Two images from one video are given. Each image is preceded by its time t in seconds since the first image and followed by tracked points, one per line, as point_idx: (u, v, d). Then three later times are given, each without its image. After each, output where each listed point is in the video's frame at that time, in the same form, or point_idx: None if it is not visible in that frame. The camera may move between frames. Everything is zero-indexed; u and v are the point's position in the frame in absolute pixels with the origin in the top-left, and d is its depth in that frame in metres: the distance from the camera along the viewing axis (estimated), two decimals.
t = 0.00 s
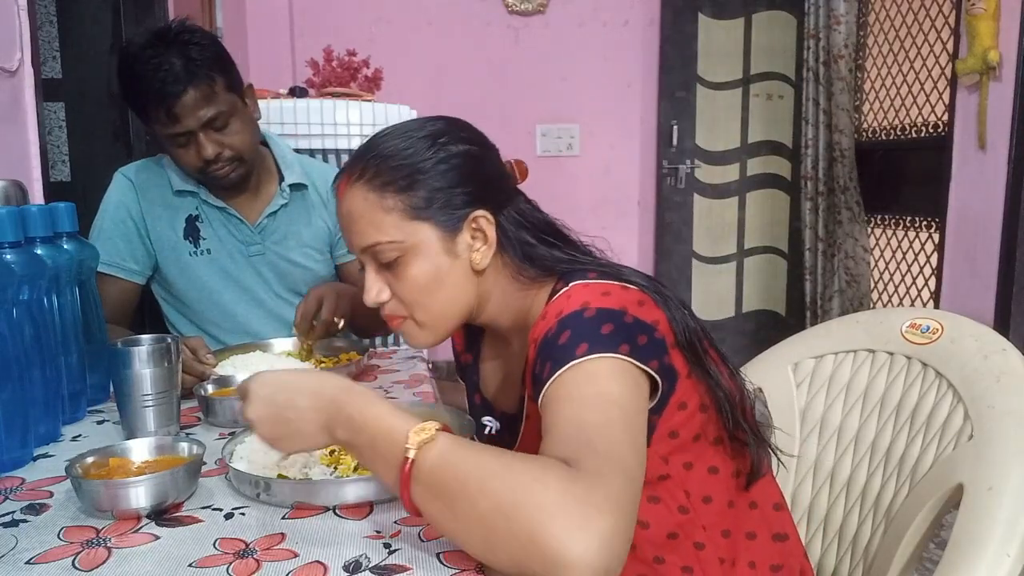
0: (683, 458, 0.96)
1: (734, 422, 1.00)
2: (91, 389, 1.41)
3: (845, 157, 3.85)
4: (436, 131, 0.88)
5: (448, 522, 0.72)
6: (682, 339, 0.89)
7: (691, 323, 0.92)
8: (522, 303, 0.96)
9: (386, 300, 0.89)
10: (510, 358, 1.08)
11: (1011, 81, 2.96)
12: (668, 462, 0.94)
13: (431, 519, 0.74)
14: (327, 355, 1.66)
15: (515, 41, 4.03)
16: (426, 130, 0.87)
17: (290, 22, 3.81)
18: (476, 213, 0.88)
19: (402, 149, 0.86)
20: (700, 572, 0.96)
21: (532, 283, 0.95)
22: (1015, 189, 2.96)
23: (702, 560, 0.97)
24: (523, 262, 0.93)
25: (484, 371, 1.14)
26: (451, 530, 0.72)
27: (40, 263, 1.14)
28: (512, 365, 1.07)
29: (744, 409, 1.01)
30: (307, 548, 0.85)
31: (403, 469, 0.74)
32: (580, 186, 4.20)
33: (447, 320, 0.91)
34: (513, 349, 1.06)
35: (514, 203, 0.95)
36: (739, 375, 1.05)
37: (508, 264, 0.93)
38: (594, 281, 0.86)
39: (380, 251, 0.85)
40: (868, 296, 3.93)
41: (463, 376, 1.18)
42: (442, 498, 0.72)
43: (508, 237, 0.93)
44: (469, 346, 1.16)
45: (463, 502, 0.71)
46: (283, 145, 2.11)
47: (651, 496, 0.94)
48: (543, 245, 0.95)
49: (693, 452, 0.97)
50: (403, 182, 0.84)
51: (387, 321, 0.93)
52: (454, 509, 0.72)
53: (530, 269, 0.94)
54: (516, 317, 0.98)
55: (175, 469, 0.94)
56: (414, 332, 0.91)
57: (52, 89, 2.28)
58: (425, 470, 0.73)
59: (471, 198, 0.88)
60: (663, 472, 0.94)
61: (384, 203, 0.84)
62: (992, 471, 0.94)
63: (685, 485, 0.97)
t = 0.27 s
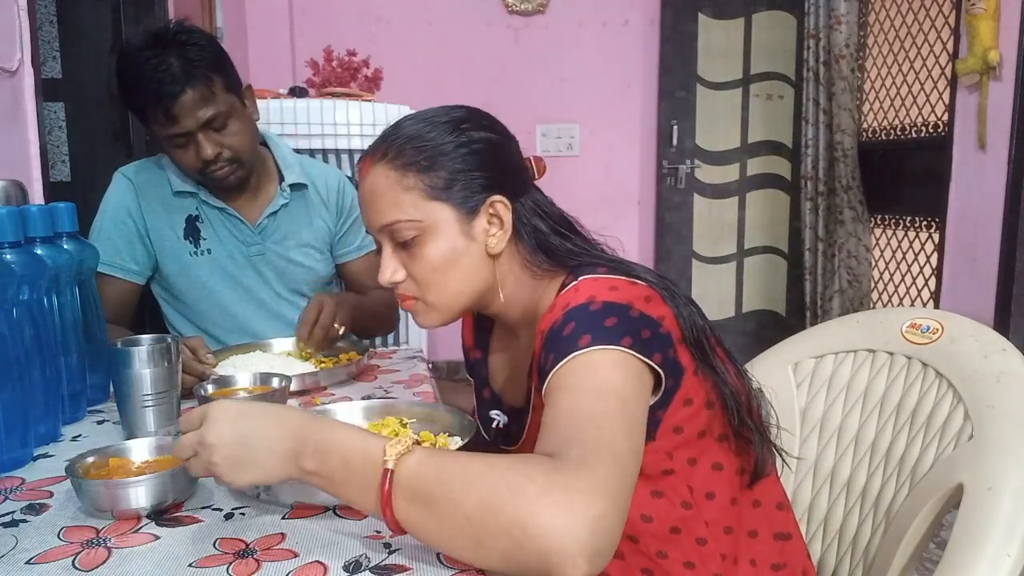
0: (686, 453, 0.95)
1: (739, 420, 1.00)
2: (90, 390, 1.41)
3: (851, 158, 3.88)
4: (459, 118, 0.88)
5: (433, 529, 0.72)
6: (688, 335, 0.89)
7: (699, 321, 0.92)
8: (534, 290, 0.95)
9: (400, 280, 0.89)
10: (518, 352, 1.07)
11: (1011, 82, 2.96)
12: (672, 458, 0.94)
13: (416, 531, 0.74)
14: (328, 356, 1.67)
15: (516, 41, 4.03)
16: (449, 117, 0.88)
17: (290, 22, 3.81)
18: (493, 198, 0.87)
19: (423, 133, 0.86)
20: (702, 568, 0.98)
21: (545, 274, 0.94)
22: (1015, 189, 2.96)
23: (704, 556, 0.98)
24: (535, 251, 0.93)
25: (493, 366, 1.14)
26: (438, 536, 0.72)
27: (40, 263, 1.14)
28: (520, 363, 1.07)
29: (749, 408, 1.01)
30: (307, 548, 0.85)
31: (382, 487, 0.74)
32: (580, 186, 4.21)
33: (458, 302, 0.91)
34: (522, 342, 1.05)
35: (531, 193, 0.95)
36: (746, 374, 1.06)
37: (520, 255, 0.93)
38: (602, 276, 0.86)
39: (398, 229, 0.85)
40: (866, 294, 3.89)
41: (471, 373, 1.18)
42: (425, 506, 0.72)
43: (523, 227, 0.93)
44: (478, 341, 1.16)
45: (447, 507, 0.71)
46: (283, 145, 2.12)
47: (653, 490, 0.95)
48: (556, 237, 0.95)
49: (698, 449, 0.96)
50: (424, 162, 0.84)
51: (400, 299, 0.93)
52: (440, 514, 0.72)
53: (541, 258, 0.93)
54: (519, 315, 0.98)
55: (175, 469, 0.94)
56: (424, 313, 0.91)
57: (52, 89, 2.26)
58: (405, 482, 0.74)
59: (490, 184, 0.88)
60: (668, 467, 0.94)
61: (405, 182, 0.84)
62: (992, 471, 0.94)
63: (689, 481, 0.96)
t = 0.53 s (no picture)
0: (690, 452, 0.95)
1: (742, 419, 1.00)
2: (90, 390, 1.41)
3: (851, 157, 3.86)
4: (467, 115, 0.89)
5: (436, 525, 0.70)
6: (692, 334, 0.89)
7: (702, 320, 0.92)
8: (538, 287, 0.95)
9: (404, 274, 0.88)
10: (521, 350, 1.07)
11: (1011, 82, 2.95)
12: (674, 456, 0.94)
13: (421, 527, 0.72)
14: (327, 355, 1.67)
15: (516, 41, 4.03)
16: (456, 113, 0.88)
17: (290, 22, 3.81)
18: (500, 194, 0.87)
19: (431, 129, 0.87)
20: (703, 566, 0.98)
21: (550, 272, 0.94)
22: (1015, 189, 2.96)
23: (705, 555, 0.98)
24: (539, 247, 0.93)
25: (495, 365, 1.13)
26: (441, 532, 0.70)
27: (40, 263, 1.14)
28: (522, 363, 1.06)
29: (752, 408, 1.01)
30: (307, 548, 0.85)
31: (387, 481, 0.73)
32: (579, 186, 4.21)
33: (462, 296, 0.90)
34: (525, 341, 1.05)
35: (536, 189, 0.95)
36: (748, 373, 1.06)
37: (524, 251, 0.93)
38: (605, 274, 0.86)
39: (404, 223, 0.85)
40: (868, 295, 3.92)
41: (473, 372, 1.17)
42: (430, 502, 0.71)
43: (529, 223, 0.93)
44: (481, 340, 1.16)
45: (451, 501, 0.70)
46: (286, 146, 2.13)
47: (656, 489, 0.95)
48: (560, 234, 0.95)
49: (701, 446, 0.96)
50: (431, 157, 0.84)
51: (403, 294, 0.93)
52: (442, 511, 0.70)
53: (545, 255, 0.94)
54: (520, 314, 0.98)
55: (175, 469, 0.94)
56: (427, 306, 0.91)
57: (51, 90, 2.21)
58: (410, 476, 0.72)
59: (496, 178, 0.88)
60: (669, 465, 0.94)
61: (412, 176, 0.84)
62: (992, 471, 0.94)
63: (691, 479, 0.96)
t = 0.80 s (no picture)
0: (690, 452, 0.95)
1: (742, 419, 1.00)
2: (90, 389, 1.41)
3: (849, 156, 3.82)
4: (469, 114, 0.88)
5: (434, 527, 0.70)
6: (692, 334, 0.89)
7: (702, 320, 0.92)
8: (539, 287, 0.95)
9: (405, 272, 0.89)
10: (520, 350, 1.07)
11: (1011, 81, 2.95)
12: (674, 456, 0.94)
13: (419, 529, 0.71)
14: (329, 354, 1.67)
15: (516, 41, 4.03)
16: (459, 112, 0.88)
17: (290, 22, 3.81)
18: (501, 193, 0.87)
19: (433, 128, 0.86)
20: (704, 566, 0.98)
21: (550, 272, 0.94)
22: (1016, 189, 2.96)
23: (706, 555, 0.98)
24: (539, 246, 0.93)
25: (496, 364, 1.13)
26: (439, 534, 0.70)
27: (40, 263, 1.14)
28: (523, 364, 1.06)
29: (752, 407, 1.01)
30: (307, 548, 0.85)
31: (384, 484, 0.72)
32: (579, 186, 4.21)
33: (462, 295, 0.90)
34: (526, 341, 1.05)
35: (538, 188, 0.95)
36: (749, 373, 1.06)
37: (525, 248, 0.93)
38: (606, 274, 0.86)
39: (405, 222, 0.85)
40: (868, 296, 3.91)
41: (475, 372, 1.17)
42: (427, 503, 0.70)
43: (529, 223, 0.93)
44: (483, 340, 1.16)
45: (448, 502, 0.69)
46: (289, 146, 2.13)
47: (657, 488, 0.95)
48: (561, 232, 0.95)
49: (701, 447, 0.96)
50: (433, 156, 0.84)
51: (405, 293, 0.93)
52: (439, 513, 0.69)
53: (544, 252, 0.93)
54: (519, 313, 0.98)
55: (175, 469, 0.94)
56: (429, 305, 0.91)
57: (52, 89, 2.21)
58: (407, 479, 0.72)
59: (498, 178, 0.87)
60: (670, 465, 0.94)
61: (414, 175, 0.84)
62: (992, 471, 0.94)
63: (692, 479, 0.96)
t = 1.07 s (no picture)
0: (688, 451, 0.96)
1: (741, 418, 1.00)
2: (90, 389, 1.41)
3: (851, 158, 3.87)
4: (469, 113, 0.88)
5: (433, 519, 0.69)
6: (690, 333, 0.89)
7: (700, 319, 0.92)
8: (538, 286, 0.95)
9: (404, 271, 0.89)
10: (521, 350, 1.07)
11: (1011, 81, 2.95)
12: (672, 455, 0.94)
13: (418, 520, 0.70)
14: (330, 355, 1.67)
15: (516, 41, 4.03)
16: (459, 111, 0.88)
17: (290, 22, 3.81)
18: (500, 192, 0.87)
19: (433, 127, 0.86)
20: (702, 565, 0.98)
21: (549, 272, 0.94)
22: (1015, 189, 2.96)
23: (704, 553, 0.98)
24: (537, 244, 0.93)
25: (497, 363, 1.13)
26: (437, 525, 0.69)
27: (40, 263, 1.14)
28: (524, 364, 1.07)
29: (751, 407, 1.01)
30: (307, 548, 0.85)
31: (381, 475, 0.71)
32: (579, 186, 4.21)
33: (463, 294, 0.90)
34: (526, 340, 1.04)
35: (536, 188, 0.95)
36: (748, 372, 1.06)
37: (524, 246, 0.93)
38: (605, 273, 0.86)
39: (404, 221, 0.85)
40: (868, 296, 3.91)
41: (475, 372, 1.17)
42: (426, 494, 0.69)
43: (528, 223, 0.93)
44: (483, 339, 1.16)
45: (446, 496, 0.68)
46: (292, 147, 2.14)
47: (654, 487, 0.95)
48: (559, 231, 0.95)
49: (699, 446, 0.97)
50: (433, 155, 0.84)
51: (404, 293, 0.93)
52: (438, 505, 0.69)
53: (542, 250, 0.93)
54: (519, 313, 0.98)
55: (175, 469, 0.94)
56: (429, 306, 0.91)
57: (52, 89, 2.22)
58: (405, 469, 0.71)
59: (497, 177, 0.87)
60: (668, 464, 0.94)
61: (413, 174, 0.84)
62: (992, 471, 0.94)
63: (690, 478, 0.97)
